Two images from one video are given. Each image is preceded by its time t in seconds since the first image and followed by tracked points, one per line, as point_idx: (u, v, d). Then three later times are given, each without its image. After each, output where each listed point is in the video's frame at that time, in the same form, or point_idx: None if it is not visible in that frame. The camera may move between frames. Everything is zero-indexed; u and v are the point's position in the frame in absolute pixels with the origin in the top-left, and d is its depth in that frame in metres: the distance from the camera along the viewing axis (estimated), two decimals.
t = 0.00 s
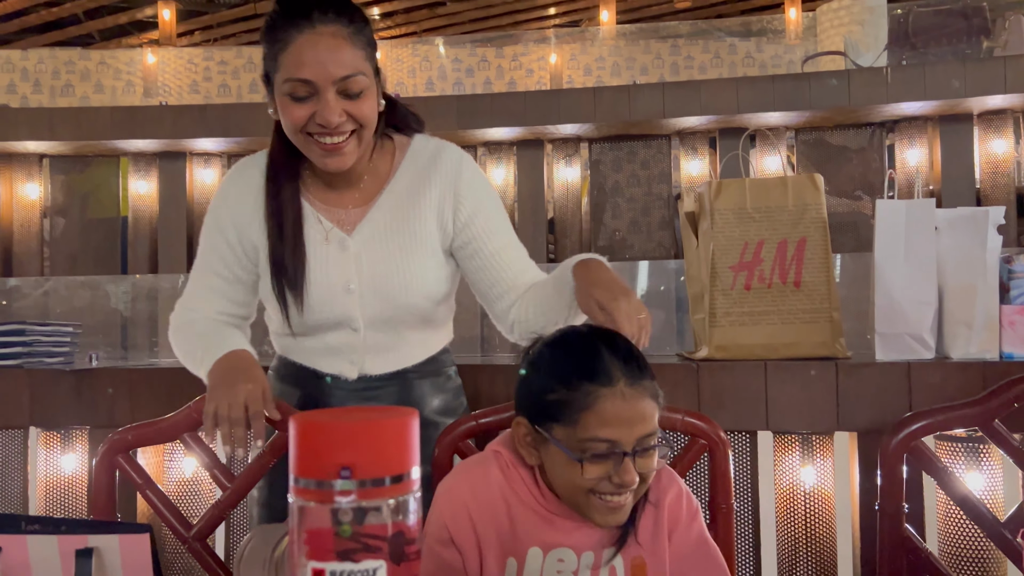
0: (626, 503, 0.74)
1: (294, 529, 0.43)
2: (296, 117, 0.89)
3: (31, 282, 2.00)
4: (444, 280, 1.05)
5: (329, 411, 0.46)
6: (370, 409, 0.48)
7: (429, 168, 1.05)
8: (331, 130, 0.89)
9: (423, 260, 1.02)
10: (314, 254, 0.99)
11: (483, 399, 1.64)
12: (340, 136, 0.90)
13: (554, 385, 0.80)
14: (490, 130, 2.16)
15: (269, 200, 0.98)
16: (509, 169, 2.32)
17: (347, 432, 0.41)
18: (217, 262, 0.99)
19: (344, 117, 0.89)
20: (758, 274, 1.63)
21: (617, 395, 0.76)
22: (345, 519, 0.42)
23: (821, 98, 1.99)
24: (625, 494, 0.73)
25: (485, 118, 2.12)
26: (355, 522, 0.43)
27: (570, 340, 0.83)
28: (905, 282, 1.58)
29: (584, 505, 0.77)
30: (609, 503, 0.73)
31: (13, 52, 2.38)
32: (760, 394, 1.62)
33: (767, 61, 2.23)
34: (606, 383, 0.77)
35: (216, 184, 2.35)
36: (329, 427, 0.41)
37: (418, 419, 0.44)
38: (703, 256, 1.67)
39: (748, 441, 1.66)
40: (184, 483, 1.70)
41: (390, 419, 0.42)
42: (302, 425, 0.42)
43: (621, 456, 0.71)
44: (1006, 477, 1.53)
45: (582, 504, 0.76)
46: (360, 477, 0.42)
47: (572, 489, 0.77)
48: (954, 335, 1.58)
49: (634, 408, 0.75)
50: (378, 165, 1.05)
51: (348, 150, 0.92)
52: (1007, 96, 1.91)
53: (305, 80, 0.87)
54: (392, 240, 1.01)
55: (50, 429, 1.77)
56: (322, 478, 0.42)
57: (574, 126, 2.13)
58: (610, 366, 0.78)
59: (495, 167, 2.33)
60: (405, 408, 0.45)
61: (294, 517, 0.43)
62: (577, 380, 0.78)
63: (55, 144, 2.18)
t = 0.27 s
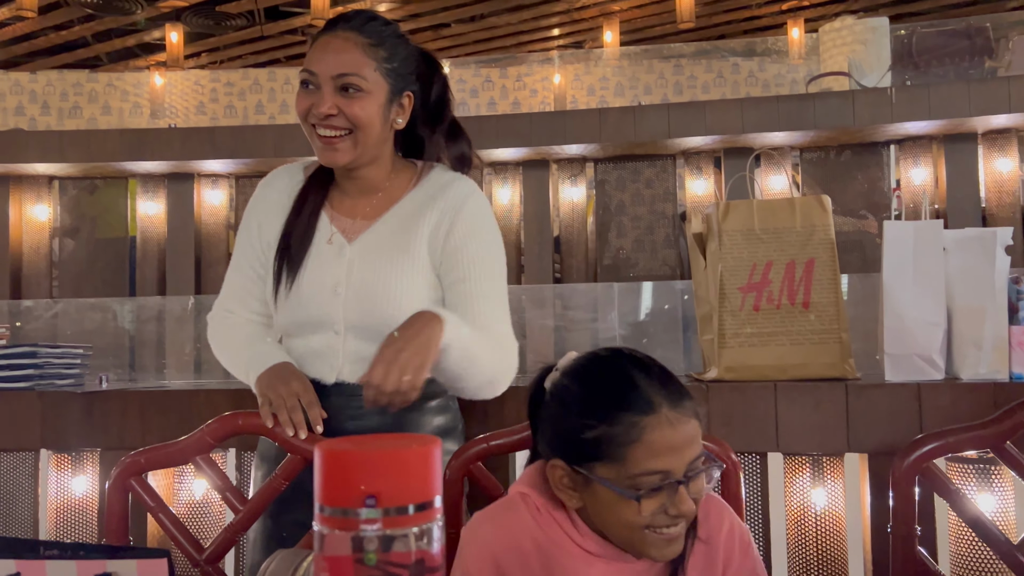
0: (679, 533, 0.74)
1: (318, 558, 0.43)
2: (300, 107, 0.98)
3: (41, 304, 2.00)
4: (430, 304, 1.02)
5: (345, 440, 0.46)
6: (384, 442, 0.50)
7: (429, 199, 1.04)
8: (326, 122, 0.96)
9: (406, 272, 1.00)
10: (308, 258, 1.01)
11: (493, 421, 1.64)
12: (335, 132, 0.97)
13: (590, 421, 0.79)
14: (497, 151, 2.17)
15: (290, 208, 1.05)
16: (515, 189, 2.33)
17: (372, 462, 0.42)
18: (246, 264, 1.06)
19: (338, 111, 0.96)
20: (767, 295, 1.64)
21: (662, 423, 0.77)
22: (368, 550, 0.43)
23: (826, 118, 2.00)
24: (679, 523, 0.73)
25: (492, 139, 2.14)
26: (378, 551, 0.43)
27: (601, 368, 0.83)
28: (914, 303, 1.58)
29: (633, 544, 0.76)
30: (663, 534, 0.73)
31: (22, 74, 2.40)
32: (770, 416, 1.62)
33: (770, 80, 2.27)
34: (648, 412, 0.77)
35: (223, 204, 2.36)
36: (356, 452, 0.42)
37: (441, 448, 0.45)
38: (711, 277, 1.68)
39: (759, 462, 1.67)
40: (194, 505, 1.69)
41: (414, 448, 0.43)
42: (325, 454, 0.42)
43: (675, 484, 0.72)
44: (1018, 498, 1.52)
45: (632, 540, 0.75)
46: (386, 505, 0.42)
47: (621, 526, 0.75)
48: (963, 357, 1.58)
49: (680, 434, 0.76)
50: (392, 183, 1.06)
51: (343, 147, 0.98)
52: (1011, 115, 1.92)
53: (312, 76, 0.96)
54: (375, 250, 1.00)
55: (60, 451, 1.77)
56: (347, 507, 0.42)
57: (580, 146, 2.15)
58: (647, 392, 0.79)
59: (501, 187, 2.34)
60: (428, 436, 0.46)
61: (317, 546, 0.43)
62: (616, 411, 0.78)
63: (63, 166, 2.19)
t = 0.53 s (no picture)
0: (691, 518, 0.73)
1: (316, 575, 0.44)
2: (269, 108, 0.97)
3: (37, 318, 2.00)
4: (375, 307, 0.94)
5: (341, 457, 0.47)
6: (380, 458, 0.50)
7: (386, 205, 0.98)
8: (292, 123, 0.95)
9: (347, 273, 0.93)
10: (268, 259, 0.99)
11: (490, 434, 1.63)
12: (302, 133, 0.96)
13: (598, 395, 0.77)
14: (495, 163, 2.17)
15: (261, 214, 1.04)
16: (513, 202, 2.32)
17: (367, 479, 0.42)
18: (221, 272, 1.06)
19: (304, 112, 0.95)
20: (764, 307, 1.63)
21: (676, 393, 0.76)
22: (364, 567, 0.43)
23: (823, 130, 2.00)
24: (690, 509, 0.72)
25: (490, 152, 2.14)
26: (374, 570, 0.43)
27: (605, 340, 0.82)
28: (911, 315, 1.58)
29: (641, 532, 0.74)
30: (678, 520, 0.72)
31: (20, 88, 2.40)
32: (769, 428, 1.60)
33: (767, 92, 2.28)
34: (663, 382, 0.76)
35: (221, 217, 2.36)
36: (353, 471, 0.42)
37: (436, 463, 0.45)
38: (709, 290, 1.67)
39: (758, 476, 1.64)
40: (189, 519, 1.68)
41: (410, 463, 0.43)
42: (320, 471, 0.43)
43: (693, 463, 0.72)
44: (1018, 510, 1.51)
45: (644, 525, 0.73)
46: (379, 523, 0.42)
47: (633, 511, 0.73)
48: (961, 368, 1.58)
49: (693, 406, 0.76)
50: (359, 191, 1.01)
51: (308, 149, 0.97)
52: (1007, 127, 1.93)
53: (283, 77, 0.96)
54: (324, 252, 0.95)
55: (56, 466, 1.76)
56: (341, 524, 0.42)
57: (577, 159, 2.15)
58: (659, 362, 0.79)
59: (499, 200, 2.34)
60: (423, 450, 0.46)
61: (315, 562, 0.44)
62: (628, 379, 0.77)
63: (62, 179, 2.19)
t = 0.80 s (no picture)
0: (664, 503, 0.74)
1: None
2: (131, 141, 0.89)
3: (23, 330, 1.98)
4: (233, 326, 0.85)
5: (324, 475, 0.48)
6: (372, 470, 0.51)
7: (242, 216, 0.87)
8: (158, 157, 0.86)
9: (197, 291, 0.85)
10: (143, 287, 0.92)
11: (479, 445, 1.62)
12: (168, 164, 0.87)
13: (566, 394, 0.78)
14: (484, 174, 2.17)
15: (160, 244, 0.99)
16: (503, 213, 2.32)
17: (353, 490, 0.43)
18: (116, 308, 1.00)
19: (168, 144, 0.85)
20: (753, 318, 1.63)
21: (635, 390, 0.77)
22: None
23: (812, 142, 2.01)
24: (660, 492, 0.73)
25: (479, 163, 2.14)
26: None
27: (570, 346, 0.82)
28: (901, 326, 1.58)
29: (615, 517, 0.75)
30: (650, 508, 0.73)
31: (7, 98, 2.39)
32: (759, 439, 1.61)
33: (755, 104, 2.26)
34: (620, 381, 0.77)
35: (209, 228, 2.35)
36: (334, 485, 0.43)
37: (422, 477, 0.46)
38: (698, 300, 1.67)
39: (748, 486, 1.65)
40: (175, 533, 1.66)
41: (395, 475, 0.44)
42: (304, 486, 0.44)
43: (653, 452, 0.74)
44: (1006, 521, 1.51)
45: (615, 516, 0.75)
46: (364, 536, 0.42)
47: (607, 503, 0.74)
48: (950, 379, 1.58)
49: (649, 401, 0.77)
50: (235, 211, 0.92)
51: (181, 181, 0.88)
52: (993, 139, 1.94)
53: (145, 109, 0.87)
54: (181, 278, 0.87)
55: (40, 479, 1.74)
56: (325, 538, 0.43)
57: (567, 170, 2.15)
58: (618, 364, 0.79)
59: (489, 211, 2.33)
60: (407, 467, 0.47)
61: None
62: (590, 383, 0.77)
63: (49, 189, 2.18)
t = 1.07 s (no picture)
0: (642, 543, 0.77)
1: None
2: None
3: None
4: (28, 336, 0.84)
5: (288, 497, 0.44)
6: (333, 493, 0.47)
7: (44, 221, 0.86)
8: None
9: None
10: None
11: (457, 459, 1.61)
12: None
13: (563, 420, 0.84)
14: (466, 185, 2.17)
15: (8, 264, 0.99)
16: (484, 223, 2.31)
17: (315, 518, 0.39)
18: None
19: None
20: (732, 330, 1.63)
21: (629, 427, 0.82)
22: None
23: (792, 154, 2.02)
24: (640, 529, 0.77)
25: (460, 174, 2.13)
26: None
27: (578, 382, 0.89)
28: (879, 339, 1.58)
29: (594, 550, 0.78)
30: (626, 540, 0.77)
31: None
32: (737, 453, 1.60)
33: (737, 115, 2.30)
34: (618, 416, 0.83)
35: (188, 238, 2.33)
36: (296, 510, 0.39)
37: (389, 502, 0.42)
38: (677, 313, 1.67)
39: (727, 499, 1.64)
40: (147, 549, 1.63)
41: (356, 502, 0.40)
42: (260, 511, 0.40)
43: (638, 488, 0.78)
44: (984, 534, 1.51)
45: (593, 545, 0.78)
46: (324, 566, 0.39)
47: (584, 528, 0.78)
48: (927, 392, 1.59)
49: (644, 439, 0.82)
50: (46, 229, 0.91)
51: None
52: (970, 152, 1.96)
53: None
54: None
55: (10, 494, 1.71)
56: (285, 568, 0.39)
57: (548, 181, 2.15)
58: (619, 400, 0.85)
59: (470, 222, 2.33)
60: (374, 492, 0.43)
61: None
62: (587, 410, 0.84)
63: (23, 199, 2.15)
